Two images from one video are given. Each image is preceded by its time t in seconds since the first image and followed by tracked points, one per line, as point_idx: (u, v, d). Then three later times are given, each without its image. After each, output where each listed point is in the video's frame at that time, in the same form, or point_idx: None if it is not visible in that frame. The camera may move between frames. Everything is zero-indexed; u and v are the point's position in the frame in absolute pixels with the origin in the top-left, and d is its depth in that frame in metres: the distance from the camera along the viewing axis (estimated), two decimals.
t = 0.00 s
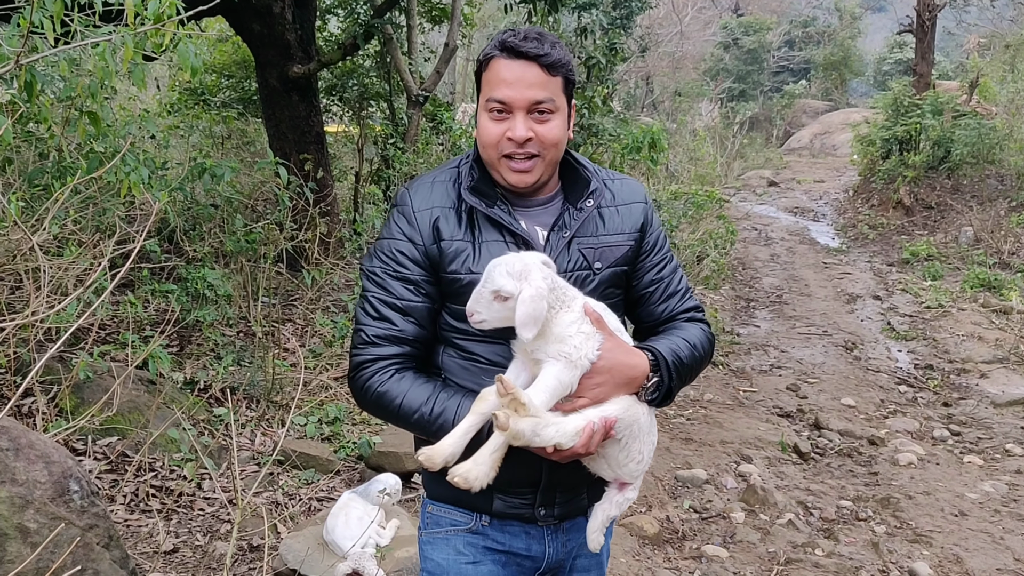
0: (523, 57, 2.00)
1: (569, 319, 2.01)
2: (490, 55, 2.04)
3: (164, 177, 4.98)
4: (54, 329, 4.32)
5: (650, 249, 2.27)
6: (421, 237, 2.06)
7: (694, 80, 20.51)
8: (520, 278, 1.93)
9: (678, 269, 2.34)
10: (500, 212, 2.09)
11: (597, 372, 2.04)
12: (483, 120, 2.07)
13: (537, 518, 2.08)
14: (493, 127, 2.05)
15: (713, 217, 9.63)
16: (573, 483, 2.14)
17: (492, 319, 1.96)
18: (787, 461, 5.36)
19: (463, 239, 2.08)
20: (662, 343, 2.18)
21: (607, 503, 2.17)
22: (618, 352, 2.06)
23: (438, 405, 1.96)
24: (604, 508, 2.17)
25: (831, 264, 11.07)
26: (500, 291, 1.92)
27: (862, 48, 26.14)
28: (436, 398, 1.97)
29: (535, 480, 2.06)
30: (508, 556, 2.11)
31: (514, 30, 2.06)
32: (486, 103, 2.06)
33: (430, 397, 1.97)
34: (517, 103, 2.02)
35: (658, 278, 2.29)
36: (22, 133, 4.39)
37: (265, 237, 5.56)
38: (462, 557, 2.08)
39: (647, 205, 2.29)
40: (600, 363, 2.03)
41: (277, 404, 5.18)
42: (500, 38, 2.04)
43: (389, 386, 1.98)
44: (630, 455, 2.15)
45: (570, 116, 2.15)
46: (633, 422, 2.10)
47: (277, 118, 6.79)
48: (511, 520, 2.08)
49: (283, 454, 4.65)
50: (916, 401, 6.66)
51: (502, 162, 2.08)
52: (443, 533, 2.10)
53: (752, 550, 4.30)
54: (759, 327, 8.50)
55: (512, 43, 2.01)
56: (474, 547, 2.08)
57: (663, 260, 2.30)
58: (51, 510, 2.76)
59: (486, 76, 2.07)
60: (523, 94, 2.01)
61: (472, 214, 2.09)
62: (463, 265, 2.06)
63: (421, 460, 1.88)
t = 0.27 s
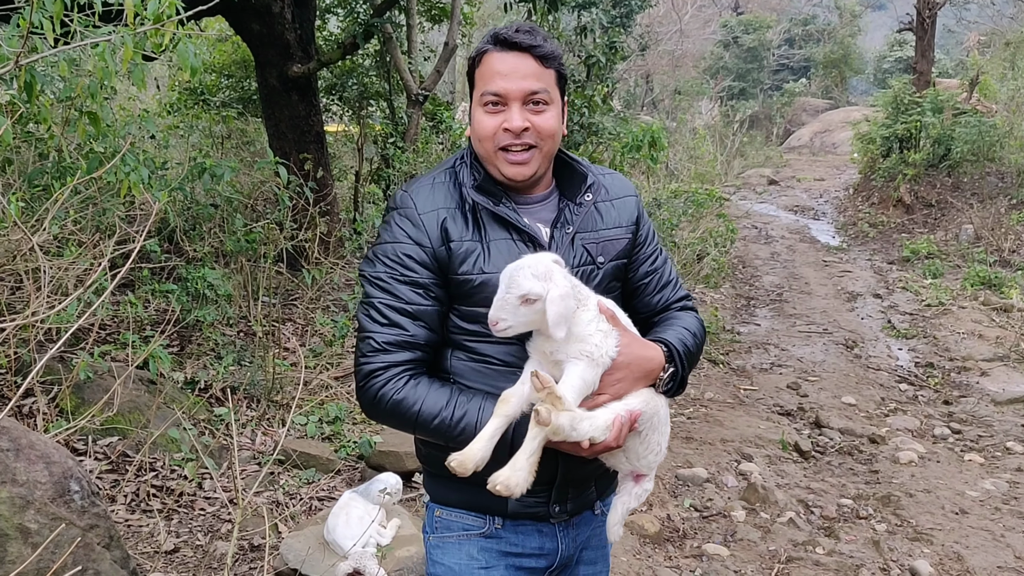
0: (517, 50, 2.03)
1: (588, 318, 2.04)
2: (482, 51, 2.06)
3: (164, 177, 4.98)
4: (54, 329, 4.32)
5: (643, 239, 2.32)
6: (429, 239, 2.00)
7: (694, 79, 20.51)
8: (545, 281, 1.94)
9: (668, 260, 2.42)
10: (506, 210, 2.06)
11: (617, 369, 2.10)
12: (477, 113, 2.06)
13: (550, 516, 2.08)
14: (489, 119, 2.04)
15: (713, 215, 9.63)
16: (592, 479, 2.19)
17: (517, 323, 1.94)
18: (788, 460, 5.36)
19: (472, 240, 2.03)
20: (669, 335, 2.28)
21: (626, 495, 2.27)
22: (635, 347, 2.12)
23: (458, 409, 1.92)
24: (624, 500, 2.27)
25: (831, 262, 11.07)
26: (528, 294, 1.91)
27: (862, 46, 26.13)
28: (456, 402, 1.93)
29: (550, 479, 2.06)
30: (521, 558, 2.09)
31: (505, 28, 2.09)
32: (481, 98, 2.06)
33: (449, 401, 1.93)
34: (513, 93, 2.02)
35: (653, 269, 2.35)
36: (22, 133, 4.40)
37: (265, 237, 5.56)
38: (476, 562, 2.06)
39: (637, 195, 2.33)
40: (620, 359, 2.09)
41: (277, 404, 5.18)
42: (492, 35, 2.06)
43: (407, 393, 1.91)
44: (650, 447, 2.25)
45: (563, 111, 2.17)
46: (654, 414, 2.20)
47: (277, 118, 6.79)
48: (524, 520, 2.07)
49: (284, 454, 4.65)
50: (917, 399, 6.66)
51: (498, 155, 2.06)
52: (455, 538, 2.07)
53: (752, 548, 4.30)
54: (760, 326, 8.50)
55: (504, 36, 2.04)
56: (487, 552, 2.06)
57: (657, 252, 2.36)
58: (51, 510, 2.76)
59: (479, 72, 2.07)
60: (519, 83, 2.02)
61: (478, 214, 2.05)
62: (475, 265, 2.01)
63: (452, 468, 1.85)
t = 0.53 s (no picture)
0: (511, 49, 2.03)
1: (604, 317, 2.10)
2: (476, 52, 2.06)
3: (164, 178, 4.98)
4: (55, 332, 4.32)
5: (638, 231, 2.34)
6: (438, 241, 1.96)
7: (695, 79, 20.52)
8: (568, 281, 1.97)
9: (659, 252, 2.46)
10: (511, 209, 2.04)
11: (630, 364, 2.18)
12: (473, 114, 2.05)
13: (562, 514, 2.08)
14: (486, 119, 2.03)
15: (714, 215, 9.63)
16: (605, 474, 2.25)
17: (541, 325, 1.95)
18: (789, 459, 5.36)
19: (480, 240, 2.00)
20: (672, 327, 2.34)
21: (642, 489, 2.45)
22: (647, 342, 2.21)
23: (478, 411, 1.90)
24: (639, 493, 2.45)
25: (832, 262, 11.06)
26: (555, 295, 1.92)
27: (862, 46, 26.10)
28: (474, 403, 1.91)
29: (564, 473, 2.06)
30: (534, 559, 2.08)
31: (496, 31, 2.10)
32: (477, 98, 2.05)
33: (468, 404, 1.90)
34: (509, 91, 2.02)
35: (648, 262, 2.38)
36: (22, 136, 4.40)
37: (266, 238, 5.57)
38: (489, 566, 2.05)
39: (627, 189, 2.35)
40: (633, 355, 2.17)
41: (278, 405, 5.18)
42: (485, 37, 2.07)
43: (425, 398, 1.86)
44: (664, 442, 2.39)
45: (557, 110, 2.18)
46: (669, 408, 2.33)
47: (277, 120, 6.80)
48: (536, 521, 2.07)
49: (285, 456, 4.65)
50: (918, 399, 6.66)
51: (497, 155, 2.05)
52: (467, 542, 2.05)
53: (754, 548, 4.30)
54: (761, 326, 8.49)
55: (498, 36, 2.05)
56: (500, 555, 2.05)
57: (650, 245, 2.40)
58: (52, 513, 2.76)
59: (472, 74, 2.07)
60: (515, 81, 2.02)
61: (485, 215, 2.02)
62: (485, 265, 1.99)
63: (482, 471, 1.83)
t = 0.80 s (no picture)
0: (531, 84, 1.89)
1: (611, 315, 2.11)
2: (490, 81, 1.90)
3: (167, 180, 4.99)
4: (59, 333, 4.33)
5: (634, 229, 2.34)
6: (443, 246, 1.94)
7: (697, 80, 20.54)
8: (577, 279, 1.97)
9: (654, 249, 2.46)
10: (510, 214, 2.02)
11: (637, 361, 2.20)
12: (486, 146, 1.95)
13: (571, 513, 2.07)
14: (501, 154, 1.94)
15: (716, 217, 9.63)
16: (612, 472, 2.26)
17: (551, 324, 1.95)
18: (792, 461, 5.35)
19: (485, 242, 1.98)
20: (674, 322, 2.34)
21: (647, 484, 2.47)
22: (652, 339, 2.23)
23: (489, 413, 1.90)
24: (645, 489, 2.47)
25: (835, 263, 11.04)
26: (565, 293, 1.92)
27: (865, 47, 26.09)
28: (485, 405, 1.91)
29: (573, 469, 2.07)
30: (543, 560, 2.08)
31: (507, 49, 1.93)
32: (490, 128, 1.93)
33: (480, 406, 1.90)
34: (528, 128, 1.92)
35: (645, 259, 2.38)
36: (26, 137, 4.41)
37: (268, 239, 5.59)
38: (498, 568, 2.04)
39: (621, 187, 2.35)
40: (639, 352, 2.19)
41: (281, 407, 5.19)
42: (498, 60, 1.90)
43: (436, 401, 1.85)
44: (670, 437, 2.41)
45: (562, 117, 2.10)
46: (674, 404, 2.35)
47: (280, 121, 6.80)
48: (545, 521, 2.06)
49: (288, 457, 4.66)
50: (921, 400, 6.64)
51: (509, 182, 2.00)
52: (477, 544, 2.04)
53: (757, 550, 4.30)
54: (763, 327, 8.48)
55: (515, 65, 1.88)
56: (509, 557, 2.04)
57: (647, 242, 2.40)
58: (55, 514, 2.76)
59: (483, 99, 1.92)
60: (535, 119, 1.92)
61: (489, 219, 2.00)
62: (491, 267, 1.97)
63: (498, 472, 1.85)
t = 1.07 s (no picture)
0: (534, 106, 1.86)
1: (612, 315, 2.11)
2: (493, 99, 1.86)
3: (169, 178, 5.00)
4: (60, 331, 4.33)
5: (635, 228, 2.33)
6: (443, 246, 1.94)
7: (700, 79, 20.54)
8: (580, 279, 1.97)
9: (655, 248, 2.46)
10: (511, 215, 2.02)
11: (638, 362, 2.18)
12: (487, 163, 1.93)
13: (572, 511, 2.07)
14: (502, 171, 1.93)
15: (718, 215, 9.63)
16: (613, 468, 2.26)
17: (554, 323, 1.94)
18: (794, 460, 5.35)
19: (484, 242, 1.98)
20: (675, 323, 2.34)
21: (645, 484, 2.44)
22: (652, 338, 2.22)
23: (489, 412, 1.91)
24: (643, 488, 2.45)
25: (837, 263, 11.03)
26: (569, 292, 1.92)
27: (868, 46, 26.06)
28: (485, 404, 1.91)
29: (573, 468, 2.07)
30: (544, 557, 2.08)
31: (511, 65, 1.89)
32: (491, 145, 1.91)
33: (479, 403, 1.91)
34: (530, 147, 1.89)
35: (646, 258, 2.37)
36: (28, 136, 4.41)
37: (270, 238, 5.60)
38: (499, 565, 2.04)
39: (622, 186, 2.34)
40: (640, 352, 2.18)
41: (283, 405, 5.19)
42: (501, 78, 1.86)
43: (437, 400, 1.85)
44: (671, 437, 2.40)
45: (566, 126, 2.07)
46: (676, 402, 2.34)
47: (282, 119, 6.81)
48: (546, 518, 2.06)
49: (289, 455, 4.67)
50: (923, 400, 6.64)
51: (510, 196, 1.99)
52: (478, 541, 2.04)
53: (758, 549, 4.30)
54: (765, 326, 8.48)
55: (518, 86, 1.85)
56: (510, 554, 2.04)
57: (648, 241, 2.40)
58: (56, 512, 2.76)
59: (486, 116, 1.89)
60: (537, 139, 1.89)
61: (488, 220, 1.99)
62: (491, 267, 1.97)
63: (497, 467, 1.85)
